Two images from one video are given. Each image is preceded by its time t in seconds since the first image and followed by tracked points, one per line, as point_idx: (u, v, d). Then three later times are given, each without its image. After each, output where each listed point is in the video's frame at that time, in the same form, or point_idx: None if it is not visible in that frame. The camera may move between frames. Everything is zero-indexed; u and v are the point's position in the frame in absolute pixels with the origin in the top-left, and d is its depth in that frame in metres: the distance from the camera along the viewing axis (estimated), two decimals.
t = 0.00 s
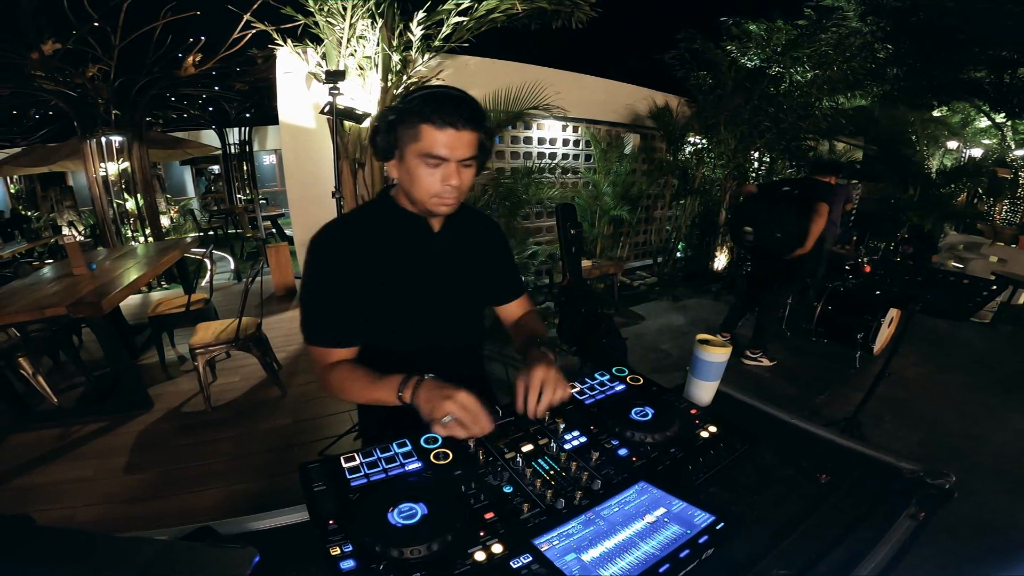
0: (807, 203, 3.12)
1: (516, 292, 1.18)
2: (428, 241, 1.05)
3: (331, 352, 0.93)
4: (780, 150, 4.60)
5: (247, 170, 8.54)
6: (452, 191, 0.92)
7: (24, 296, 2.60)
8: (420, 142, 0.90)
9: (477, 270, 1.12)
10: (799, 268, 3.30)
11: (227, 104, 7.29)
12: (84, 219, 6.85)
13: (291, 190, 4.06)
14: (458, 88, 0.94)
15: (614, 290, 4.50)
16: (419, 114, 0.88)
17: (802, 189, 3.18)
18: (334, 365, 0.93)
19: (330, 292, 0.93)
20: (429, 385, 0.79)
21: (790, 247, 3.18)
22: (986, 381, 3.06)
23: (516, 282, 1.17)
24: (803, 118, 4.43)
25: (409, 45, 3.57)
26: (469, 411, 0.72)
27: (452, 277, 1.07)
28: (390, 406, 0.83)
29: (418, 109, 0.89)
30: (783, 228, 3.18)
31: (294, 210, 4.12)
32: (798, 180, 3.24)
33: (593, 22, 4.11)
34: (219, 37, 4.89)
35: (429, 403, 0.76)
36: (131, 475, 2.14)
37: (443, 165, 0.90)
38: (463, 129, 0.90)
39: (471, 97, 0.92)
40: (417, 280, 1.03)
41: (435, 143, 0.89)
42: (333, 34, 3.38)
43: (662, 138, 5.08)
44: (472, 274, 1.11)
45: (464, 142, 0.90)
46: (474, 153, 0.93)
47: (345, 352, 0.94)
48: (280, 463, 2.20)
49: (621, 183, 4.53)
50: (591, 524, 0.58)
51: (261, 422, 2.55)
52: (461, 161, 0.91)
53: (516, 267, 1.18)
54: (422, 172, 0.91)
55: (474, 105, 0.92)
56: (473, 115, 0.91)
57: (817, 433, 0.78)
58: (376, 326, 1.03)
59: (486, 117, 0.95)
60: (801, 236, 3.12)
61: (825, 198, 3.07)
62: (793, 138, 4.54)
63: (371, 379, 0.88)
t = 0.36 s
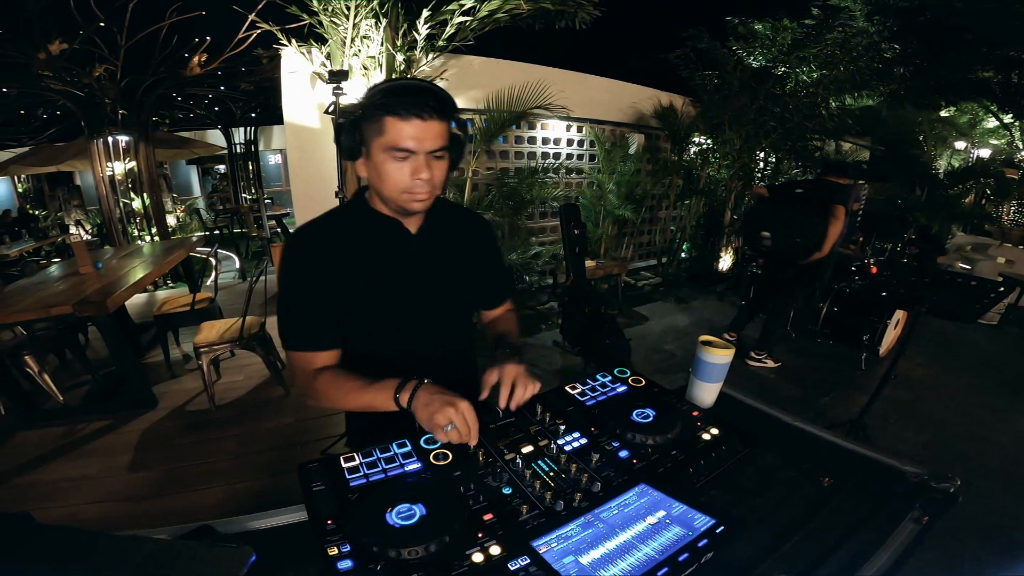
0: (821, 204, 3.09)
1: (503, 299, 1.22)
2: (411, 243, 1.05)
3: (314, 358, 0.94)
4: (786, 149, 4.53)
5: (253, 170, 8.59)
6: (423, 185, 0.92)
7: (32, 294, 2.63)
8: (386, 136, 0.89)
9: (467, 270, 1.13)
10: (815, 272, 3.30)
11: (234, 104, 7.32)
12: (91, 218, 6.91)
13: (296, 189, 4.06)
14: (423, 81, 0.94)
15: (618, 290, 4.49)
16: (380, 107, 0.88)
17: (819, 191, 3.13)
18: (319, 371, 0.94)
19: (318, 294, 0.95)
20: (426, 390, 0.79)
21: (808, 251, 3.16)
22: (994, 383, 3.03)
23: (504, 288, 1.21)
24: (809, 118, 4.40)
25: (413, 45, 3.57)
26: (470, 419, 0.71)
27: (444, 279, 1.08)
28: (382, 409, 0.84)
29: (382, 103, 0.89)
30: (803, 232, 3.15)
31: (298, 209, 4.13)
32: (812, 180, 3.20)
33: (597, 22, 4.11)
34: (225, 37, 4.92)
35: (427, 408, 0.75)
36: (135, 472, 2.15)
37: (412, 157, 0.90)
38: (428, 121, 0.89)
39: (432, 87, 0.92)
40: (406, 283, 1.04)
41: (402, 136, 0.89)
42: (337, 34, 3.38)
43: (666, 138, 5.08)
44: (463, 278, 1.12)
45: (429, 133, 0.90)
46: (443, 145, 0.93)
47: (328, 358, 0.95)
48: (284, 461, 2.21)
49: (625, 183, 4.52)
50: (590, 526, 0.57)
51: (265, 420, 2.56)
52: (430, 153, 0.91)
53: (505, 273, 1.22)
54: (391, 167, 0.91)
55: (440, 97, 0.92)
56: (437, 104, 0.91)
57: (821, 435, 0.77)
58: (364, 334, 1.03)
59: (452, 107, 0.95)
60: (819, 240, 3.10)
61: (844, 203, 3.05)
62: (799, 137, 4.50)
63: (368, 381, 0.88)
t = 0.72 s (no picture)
0: (835, 207, 3.09)
1: (504, 295, 1.21)
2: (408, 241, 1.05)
3: (307, 360, 0.93)
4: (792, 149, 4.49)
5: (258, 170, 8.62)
6: (432, 183, 0.92)
7: (38, 293, 2.65)
8: (397, 132, 0.88)
9: (466, 269, 1.13)
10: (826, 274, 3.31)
11: (239, 103, 7.35)
12: (98, 217, 6.95)
13: (301, 189, 4.08)
14: (434, 76, 0.93)
15: (622, 291, 4.48)
16: (392, 102, 0.87)
17: (833, 194, 3.13)
18: (312, 372, 0.93)
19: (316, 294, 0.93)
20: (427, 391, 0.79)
21: (823, 256, 3.15)
22: (1001, 385, 3.00)
23: (504, 285, 1.21)
24: (815, 118, 4.37)
25: (417, 45, 3.57)
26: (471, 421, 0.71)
27: (442, 279, 1.08)
28: (383, 409, 0.84)
29: (394, 98, 0.87)
30: (817, 235, 3.12)
31: (302, 209, 4.14)
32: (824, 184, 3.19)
33: (602, 21, 4.10)
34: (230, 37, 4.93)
35: (428, 409, 0.75)
36: (140, 470, 2.17)
37: (422, 155, 0.89)
38: (441, 118, 0.88)
39: (445, 82, 0.91)
40: (402, 282, 1.04)
41: (414, 133, 0.88)
42: (341, 33, 3.38)
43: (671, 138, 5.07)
44: (459, 277, 1.11)
45: (441, 131, 0.89)
46: (455, 143, 0.92)
47: (321, 360, 0.94)
48: (286, 460, 2.21)
49: (630, 183, 4.51)
50: (589, 529, 0.57)
51: (269, 419, 2.57)
52: (440, 151, 0.90)
53: (505, 273, 1.21)
54: (401, 163, 0.90)
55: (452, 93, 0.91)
56: (450, 101, 0.90)
57: (824, 438, 0.76)
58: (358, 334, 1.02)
59: (464, 103, 0.94)
60: (834, 244, 3.09)
61: (857, 207, 3.07)
62: (805, 138, 4.45)
63: (366, 383, 0.88)
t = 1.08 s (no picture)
0: (846, 209, 3.01)
1: (549, 301, 1.22)
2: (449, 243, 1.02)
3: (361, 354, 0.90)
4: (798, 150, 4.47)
5: (264, 169, 8.66)
6: (504, 198, 0.92)
7: (45, 291, 2.67)
8: (479, 143, 0.87)
9: (510, 272, 1.13)
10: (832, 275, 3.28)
11: (245, 103, 7.40)
12: (105, 217, 7.00)
13: (306, 190, 4.09)
14: (522, 86, 0.90)
15: (625, 291, 4.47)
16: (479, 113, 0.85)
17: (844, 195, 3.04)
18: (366, 366, 0.91)
19: (373, 289, 0.90)
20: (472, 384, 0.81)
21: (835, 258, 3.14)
22: (1009, 388, 2.97)
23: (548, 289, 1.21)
24: (822, 118, 4.34)
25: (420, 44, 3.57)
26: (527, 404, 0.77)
27: (483, 283, 1.07)
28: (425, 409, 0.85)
29: (481, 110, 0.85)
30: (829, 236, 3.11)
31: (307, 210, 4.15)
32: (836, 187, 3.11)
33: (607, 20, 4.08)
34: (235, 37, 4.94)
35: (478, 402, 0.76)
36: (143, 469, 2.18)
37: (499, 170, 0.89)
38: (523, 137, 0.87)
39: (531, 97, 0.89)
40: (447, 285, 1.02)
41: (494, 148, 0.87)
42: (346, 34, 3.40)
43: (676, 138, 5.05)
44: (502, 278, 1.11)
45: (524, 148, 0.88)
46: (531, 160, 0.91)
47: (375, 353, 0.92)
48: (288, 459, 2.22)
49: (634, 183, 4.50)
50: (588, 531, 0.57)
51: (272, 418, 2.58)
52: (518, 168, 0.89)
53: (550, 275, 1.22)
54: (476, 175, 0.90)
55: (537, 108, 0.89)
56: (534, 117, 0.88)
57: (828, 441, 0.75)
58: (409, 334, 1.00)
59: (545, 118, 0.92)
60: (847, 245, 3.05)
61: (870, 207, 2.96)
62: (811, 138, 4.41)
63: (373, 382, 0.88)
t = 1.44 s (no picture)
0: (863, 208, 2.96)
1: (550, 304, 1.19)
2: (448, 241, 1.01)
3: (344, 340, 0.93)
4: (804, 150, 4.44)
5: (269, 169, 8.69)
6: (479, 181, 0.89)
7: (51, 290, 2.69)
8: (457, 127, 0.87)
9: (508, 269, 1.11)
10: (837, 277, 3.26)
11: (250, 104, 7.43)
12: (111, 216, 7.06)
13: (310, 189, 4.10)
14: (511, 83, 0.92)
15: (629, 292, 4.46)
16: (459, 99, 0.87)
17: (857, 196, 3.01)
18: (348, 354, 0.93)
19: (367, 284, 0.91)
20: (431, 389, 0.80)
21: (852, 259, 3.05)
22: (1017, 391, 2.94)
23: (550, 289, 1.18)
24: (829, 118, 4.32)
25: (425, 45, 3.57)
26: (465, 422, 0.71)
27: (476, 279, 1.05)
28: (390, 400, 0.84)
29: (463, 96, 0.88)
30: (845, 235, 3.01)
31: (312, 209, 4.17)
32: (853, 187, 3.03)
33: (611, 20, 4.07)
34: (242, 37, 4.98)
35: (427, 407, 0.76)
36: (147, 467, 2.19)
37: (475, 152, 0.87)
38: (500, 121, 0.86)
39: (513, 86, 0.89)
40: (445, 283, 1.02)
41: (470, 131, 0.86)
42: (350, 34, 3.41)
43: (681, 139, 5.03)
44: (503, 277, 1.10)
45: (498, 129, 0.87)
46: (512, 148, 0.89)
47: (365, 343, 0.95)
48: (291, 458, 2.23)
49: (638, 184, 4.49)
50: (586, 533, 0.57)
51: (275, 417, 2.59)
52: (493, 151, 0.87)
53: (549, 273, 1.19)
54: (454, 158, 0.90)
55: (520, 100, 0.89)
56: (511, 103, 0.88)
57: (831, 444, 0.75)
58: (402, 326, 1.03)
59: (531, 112, 0.91)
60: (865, 244, 2.98)
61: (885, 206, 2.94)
62: (818, 138, 4.39)
63: (373, 381, 0.88)
